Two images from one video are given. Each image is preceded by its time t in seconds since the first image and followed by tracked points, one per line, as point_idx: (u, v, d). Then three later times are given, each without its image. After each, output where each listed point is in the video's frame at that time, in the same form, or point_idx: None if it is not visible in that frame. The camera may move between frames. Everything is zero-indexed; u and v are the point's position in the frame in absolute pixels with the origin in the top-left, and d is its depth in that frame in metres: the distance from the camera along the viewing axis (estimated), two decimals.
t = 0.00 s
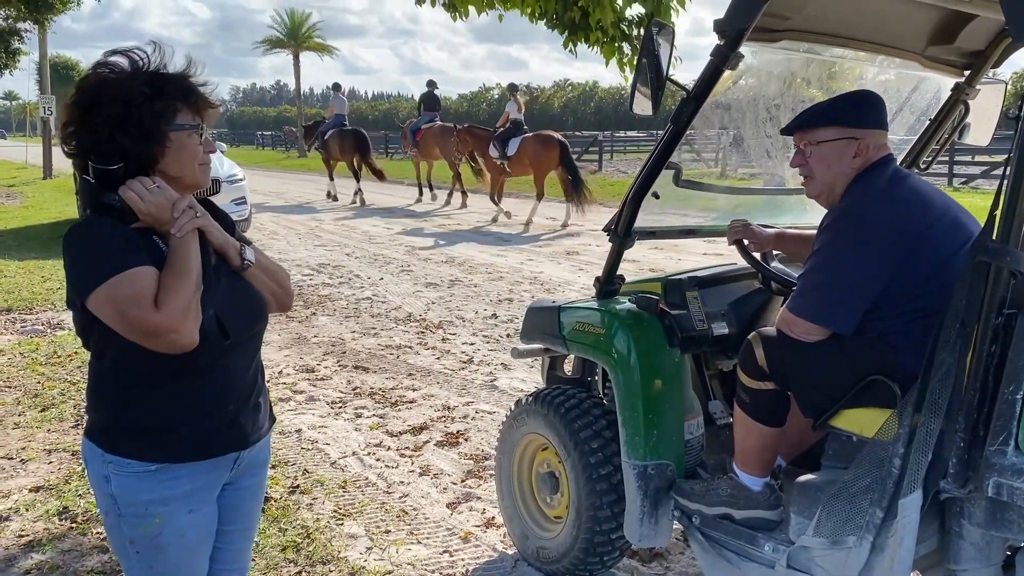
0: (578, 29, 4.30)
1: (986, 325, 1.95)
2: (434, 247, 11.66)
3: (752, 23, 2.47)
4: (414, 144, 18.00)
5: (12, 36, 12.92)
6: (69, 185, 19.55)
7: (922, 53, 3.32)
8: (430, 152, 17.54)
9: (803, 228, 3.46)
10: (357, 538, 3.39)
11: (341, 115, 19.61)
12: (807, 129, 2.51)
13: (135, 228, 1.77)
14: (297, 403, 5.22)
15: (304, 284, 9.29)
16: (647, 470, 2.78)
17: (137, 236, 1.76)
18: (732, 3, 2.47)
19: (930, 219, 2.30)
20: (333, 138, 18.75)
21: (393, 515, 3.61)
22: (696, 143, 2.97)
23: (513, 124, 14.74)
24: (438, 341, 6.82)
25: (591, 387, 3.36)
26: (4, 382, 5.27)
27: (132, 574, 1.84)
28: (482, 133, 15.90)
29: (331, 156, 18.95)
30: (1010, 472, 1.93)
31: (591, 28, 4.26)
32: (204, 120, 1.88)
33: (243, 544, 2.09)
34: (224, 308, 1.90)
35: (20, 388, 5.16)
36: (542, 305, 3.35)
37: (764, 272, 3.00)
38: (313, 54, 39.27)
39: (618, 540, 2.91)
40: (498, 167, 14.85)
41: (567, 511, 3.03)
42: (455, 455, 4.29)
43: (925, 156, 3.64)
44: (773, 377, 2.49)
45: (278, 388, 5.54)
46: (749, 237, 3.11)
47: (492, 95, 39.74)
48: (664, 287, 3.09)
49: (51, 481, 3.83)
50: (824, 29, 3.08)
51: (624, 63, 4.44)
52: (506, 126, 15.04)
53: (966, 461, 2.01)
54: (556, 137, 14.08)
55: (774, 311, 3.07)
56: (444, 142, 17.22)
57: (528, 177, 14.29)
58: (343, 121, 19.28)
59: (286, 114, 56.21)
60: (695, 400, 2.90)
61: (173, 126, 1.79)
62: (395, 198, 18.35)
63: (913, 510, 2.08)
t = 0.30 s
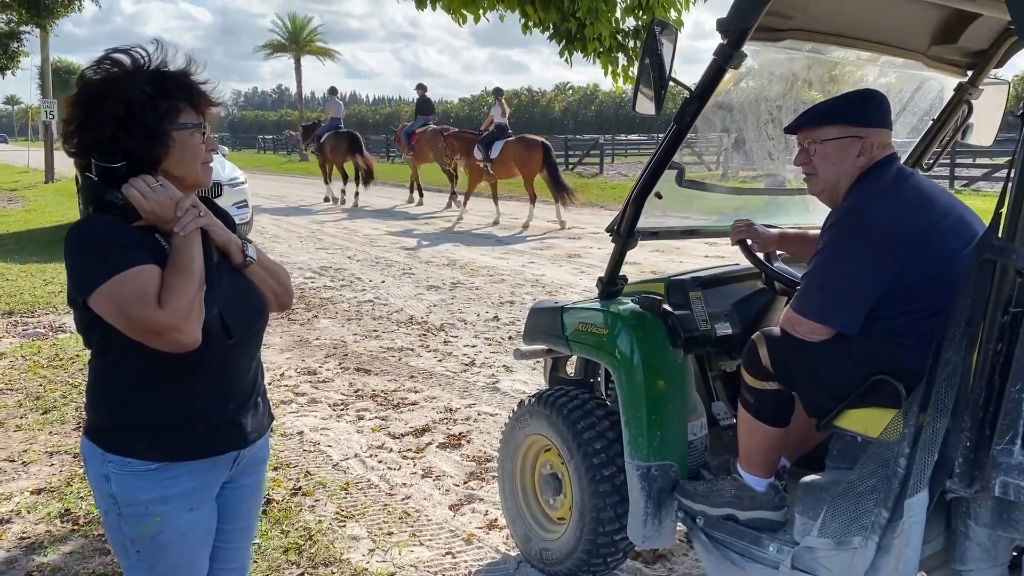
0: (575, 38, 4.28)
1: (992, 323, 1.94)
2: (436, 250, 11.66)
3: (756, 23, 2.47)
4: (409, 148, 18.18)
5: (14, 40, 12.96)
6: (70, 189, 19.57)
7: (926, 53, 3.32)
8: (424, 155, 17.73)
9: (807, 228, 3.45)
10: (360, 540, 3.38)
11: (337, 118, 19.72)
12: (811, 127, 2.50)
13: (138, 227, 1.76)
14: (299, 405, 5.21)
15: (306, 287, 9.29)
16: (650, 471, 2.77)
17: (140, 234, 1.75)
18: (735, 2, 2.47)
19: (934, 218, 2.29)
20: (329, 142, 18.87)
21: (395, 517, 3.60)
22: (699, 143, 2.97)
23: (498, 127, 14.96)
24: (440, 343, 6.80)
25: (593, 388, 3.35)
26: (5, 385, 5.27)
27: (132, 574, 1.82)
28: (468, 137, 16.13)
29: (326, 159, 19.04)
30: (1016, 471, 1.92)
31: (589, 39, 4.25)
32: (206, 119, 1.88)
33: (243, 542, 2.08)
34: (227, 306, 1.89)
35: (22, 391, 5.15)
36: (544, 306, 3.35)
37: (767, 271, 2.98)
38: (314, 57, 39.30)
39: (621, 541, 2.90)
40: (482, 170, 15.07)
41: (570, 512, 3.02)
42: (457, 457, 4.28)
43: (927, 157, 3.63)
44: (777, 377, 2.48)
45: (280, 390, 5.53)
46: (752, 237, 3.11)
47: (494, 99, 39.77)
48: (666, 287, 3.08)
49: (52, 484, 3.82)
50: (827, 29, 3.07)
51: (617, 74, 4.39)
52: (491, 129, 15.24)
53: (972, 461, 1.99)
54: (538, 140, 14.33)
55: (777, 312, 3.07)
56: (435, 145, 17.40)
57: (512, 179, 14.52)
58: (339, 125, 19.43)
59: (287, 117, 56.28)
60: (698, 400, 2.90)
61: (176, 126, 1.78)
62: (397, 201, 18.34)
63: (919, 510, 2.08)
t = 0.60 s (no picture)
0: (582, 37, 4.28)
1: (1004, 322, 1.92)
2: (439, 252, 11.65)
3: (764, 17, 2.45)
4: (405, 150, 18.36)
5: (16, 40, 12.97)
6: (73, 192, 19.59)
7: (934, 50, 3.30)
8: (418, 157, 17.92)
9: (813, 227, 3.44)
10: (364, 542, 3.35)
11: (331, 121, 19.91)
12: (821, 123, 2.48)
13: (145, 223, 1.72)
14: (302, 406, 5.19)
15: (309, 288, 9.28)
16: (657, 471, 2.74)
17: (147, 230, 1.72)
18: None
19: (944, 216, 2.27)
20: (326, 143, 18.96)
21: (400, 518, 3.57)
22: (706, 140, 2.94)
23: (484, 129, 15.17)
24: (444, 344, 6.79)
25: (598, 388, 3.34)
26: (8, 385, 5.25)
27: (135, 574, 1.79)
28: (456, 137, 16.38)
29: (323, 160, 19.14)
30: None
31: (598, 38, 4.25)
32: (213, 115, 1.84)
33: (244, 541, 2.05)
34: (234, 304, 1.87)
35: (24, 393, 5.13)
36: (548, 306, 3.33)
37: (774, 269, 2.95)
38: (317, 60, 39.36)
39: (628, 542, 2.88)
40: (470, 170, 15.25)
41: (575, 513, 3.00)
42: (461, 458, 4.26)
43: (935, 156, 3.60)
44: (785, 377, 2.46)
45: (284, 391, 5.51)
46: (759, 235, 3.10)
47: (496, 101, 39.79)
48: (673, 287, 3.06)
49: (55, 485, 3.80)
50: (833, 26, 3.05)
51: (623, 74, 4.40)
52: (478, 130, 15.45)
53: (984, 460, 1.98)
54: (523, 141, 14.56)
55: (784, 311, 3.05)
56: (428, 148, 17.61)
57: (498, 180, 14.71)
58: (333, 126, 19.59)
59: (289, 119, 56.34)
60: (705, 401, 2.87)
61: (183, 123, 1.75)
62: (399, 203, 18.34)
63: (930, 509, 2.05)
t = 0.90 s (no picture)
0: (595, 28, 4.19)
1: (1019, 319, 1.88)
2: (443, 252, 11.63)
3: (773, 14, 2.43)
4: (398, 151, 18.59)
5: (20, 38, 12.99)
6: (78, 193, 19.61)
7: (943, 48, 3.28)
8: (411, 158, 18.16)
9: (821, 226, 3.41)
10: (368, 543, 3.34)
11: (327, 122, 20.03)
12: (832, 120, 2.46)
13: (148, 221, 1.70)
14: (307, 407, 5.17)
15: (313, 288, 9.27)
16: (664, 472, 2.72)
17: (151, 228, 1.69)
18: None
19: (957, 213, 2.25)
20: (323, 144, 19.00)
21: (404, 519, 3.56)
22: (714, 138, 2.92)
23: (473, 130, 15.47)
24: (448, 345, 6.77)
25: (604, 388, 3.32)
26: (12, 385, 5.24)
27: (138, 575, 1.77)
28: (446, 139, 16.66)
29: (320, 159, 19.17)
30: None
31: (610, 27, 4.16)
32: (218, 113, 1.82)
33: (247, 541, 2.03)
34: (239, 304, 1.85)
35: (29, 393, 5.12)
36: (554, 305, 3.30)
37: (782, 268, 2.93)
38: (321, 61, 39.39)
39: (634, 543, 2.87)
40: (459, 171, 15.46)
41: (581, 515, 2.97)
42: (466, 459, 4.24)
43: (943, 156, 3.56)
44: (795, 377, 2.44)
45: (288, 392, 5.50)
46: (767, 233, 3.10)
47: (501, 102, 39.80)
48: (680, 286, 3.03)
49: (58, 485, 3.79)
50: (842, 23, 3.02)
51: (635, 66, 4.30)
52: (467, 131, 15.70)
53: (998, 461, 1.95)
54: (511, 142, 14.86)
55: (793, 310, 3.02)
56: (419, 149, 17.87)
57: (486, 180, 14.99)
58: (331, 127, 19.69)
59: (293, 120, 56.43)
60: (712, 401, 2.85)
61: (189, 120, 1.73)
62: (403, 204, 18.34)
63: (942, 510, 2.02)
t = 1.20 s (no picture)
0: (606, 17, 4.02)
1: None
2: (449, 252, 11.63)
3: (780, 11, 2.40)
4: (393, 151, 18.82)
5: (27, 35, 13.00)
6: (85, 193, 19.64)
7: (952, 46, 3.24)
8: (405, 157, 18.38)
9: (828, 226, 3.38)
10: (372, 543, 3.32)
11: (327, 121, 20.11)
12: (840, 119, 2.43)
13: (147, 221, 1.69)
14: (312, 407, 5.16)
15: (319, 288, 9.27)
16: (670, 474, 2.70)
17: (152, 230, 1.68)
18: None
19: (967, 213, 2.22)
20: (324, 145, 19.08)
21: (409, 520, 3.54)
22: (720, 137, 2.89)
23: (464, 129, 15.65)
24: (453, 345, 6.76)
25: (610, 389, 3.30)
26: (17, 384, 5.24)
27: None
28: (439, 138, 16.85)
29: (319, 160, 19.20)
30: None
31: (622, 15, 3.98)
32: (218, 111, 1.81)
33: (247, 542, 2.02)
34: (237, 307, 1.84)
35: (34, 393, 5.12)
36: (560, 305, 3.28)
37: (790, 268, 2.90)
38: (327, 61, 39.45)
39: (639, 545, 2.85)
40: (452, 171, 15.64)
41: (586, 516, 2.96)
42: (471, 459, 4.23)
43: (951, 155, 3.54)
44: (803, 378, 2.41)
45: (293, 391, 5.50)
46: (774, 233, 3.07)
47: (507, 102, 39.82)
48: (686, 286, 3.01)
49: (63, 485, 3.78)
50: (850, 21, 3.00)
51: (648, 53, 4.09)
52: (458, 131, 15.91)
53: (1008, 464, 1.92)
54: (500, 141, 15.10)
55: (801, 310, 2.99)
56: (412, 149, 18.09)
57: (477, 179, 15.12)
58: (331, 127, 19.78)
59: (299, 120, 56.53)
60: (718, 402, 2.83)
61: (188, 119, 1.72)
62: (409, 203, 18.35)
63: (952, 513, 1.98)
